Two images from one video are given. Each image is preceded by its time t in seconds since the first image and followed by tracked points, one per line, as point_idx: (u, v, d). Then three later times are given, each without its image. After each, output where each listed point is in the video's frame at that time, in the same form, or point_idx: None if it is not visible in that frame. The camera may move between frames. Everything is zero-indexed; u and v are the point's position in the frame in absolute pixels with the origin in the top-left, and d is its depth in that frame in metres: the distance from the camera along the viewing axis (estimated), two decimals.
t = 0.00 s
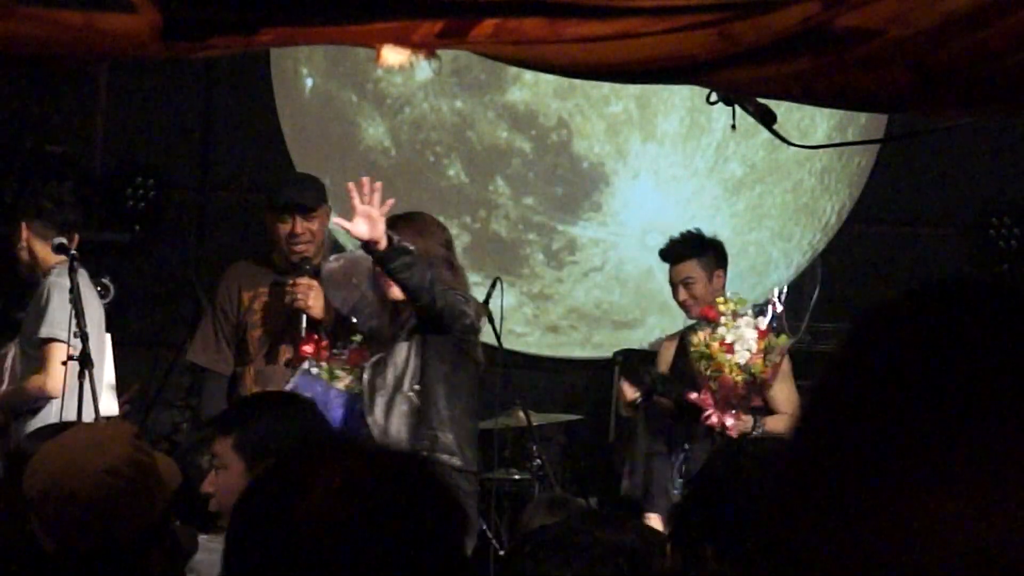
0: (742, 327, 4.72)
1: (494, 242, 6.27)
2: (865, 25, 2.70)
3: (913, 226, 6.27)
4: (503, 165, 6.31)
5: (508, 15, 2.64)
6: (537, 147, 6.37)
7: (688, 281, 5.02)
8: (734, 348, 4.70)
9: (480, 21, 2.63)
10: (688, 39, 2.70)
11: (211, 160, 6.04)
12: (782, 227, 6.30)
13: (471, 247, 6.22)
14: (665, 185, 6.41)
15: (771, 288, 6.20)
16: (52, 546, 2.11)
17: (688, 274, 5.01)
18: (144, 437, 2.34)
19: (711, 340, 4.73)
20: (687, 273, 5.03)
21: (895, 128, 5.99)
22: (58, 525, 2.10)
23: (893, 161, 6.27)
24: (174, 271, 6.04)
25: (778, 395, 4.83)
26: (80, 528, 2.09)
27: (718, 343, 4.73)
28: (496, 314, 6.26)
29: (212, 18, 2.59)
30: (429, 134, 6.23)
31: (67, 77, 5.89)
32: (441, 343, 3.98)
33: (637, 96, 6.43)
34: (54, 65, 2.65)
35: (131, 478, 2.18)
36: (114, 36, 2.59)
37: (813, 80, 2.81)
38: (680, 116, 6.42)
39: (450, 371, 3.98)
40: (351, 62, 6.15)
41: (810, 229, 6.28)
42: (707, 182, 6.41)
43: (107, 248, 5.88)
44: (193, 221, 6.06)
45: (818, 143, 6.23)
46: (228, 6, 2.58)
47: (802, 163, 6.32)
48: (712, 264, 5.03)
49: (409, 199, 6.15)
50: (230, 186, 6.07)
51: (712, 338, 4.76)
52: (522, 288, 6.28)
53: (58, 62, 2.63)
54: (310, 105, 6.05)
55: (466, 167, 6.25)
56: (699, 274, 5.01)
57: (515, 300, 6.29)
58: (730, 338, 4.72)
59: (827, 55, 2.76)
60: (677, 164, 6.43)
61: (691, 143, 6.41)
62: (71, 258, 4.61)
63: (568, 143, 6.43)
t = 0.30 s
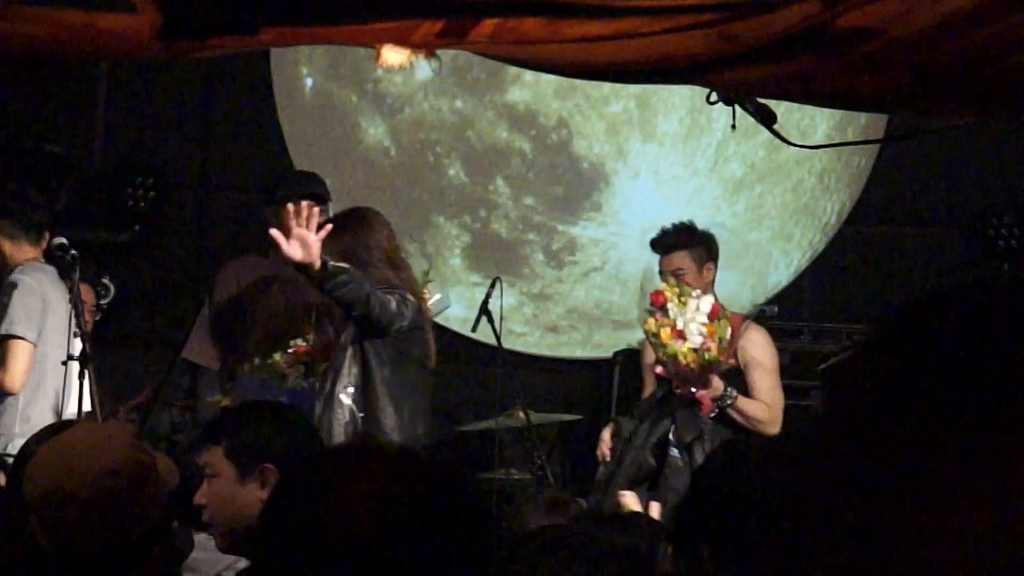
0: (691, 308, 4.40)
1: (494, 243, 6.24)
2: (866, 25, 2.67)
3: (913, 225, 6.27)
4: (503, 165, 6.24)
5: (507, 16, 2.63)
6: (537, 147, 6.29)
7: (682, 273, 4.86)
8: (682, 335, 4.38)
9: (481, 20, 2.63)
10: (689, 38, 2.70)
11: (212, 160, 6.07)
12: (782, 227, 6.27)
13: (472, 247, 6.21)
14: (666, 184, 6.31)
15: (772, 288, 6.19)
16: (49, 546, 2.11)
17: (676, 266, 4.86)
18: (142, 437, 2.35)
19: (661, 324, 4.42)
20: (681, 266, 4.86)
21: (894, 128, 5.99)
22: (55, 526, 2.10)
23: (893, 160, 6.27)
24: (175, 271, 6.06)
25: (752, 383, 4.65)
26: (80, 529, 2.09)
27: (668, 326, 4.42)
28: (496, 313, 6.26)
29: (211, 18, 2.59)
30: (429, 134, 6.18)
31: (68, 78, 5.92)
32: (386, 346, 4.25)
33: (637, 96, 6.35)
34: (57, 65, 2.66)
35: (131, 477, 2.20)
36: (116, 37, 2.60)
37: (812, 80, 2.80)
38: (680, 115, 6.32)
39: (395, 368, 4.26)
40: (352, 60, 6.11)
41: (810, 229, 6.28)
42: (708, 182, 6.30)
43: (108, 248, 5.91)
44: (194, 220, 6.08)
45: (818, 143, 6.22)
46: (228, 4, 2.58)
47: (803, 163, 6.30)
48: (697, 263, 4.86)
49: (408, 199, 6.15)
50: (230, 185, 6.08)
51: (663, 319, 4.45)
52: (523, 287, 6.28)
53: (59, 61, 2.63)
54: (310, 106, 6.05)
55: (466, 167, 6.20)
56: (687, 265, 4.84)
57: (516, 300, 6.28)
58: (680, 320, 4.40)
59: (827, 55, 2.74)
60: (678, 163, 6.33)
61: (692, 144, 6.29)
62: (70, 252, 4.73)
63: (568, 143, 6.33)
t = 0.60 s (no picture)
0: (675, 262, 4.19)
1: (494, 243, 6.23)
2: (865, 26, 2.69)
3: (912, 226, 6.27)
4: (502, 166, 6.24)
5: (509, 16, 2.63)
6: (537, 148, 6.30)
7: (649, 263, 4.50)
8: (664, 289, 4.16)
9: (482, 20, 2.63)
10: (690, 38, 2.70)
11: (213, 160, 6.07)
12: (782, 227, 6.27)
13: (471, 247, 6.21)
14: (666, 185, 6.32)
15: (771, 288, 6.19)
16: (52, 544, 2.12)
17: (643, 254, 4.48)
18: (145, 435, 2.35)
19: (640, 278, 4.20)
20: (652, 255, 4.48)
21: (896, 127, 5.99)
22: (59, 522, 2.10)
23: (894, 160, 6.27)
24: (175, 270, 6.06)
25: (709, 376, 4.34)
26: (84, 525, 2.10)
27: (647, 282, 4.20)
28: (496, 314, 6.22)
29: (212, 17, 2.59)
30: (429, 134, 6.20)
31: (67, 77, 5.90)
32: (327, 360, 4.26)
33: (638, 96, 6.35)
34: (56, 64, 2.65)
35: (133, 477, 2.19)
36: (116, 36, 2.59)
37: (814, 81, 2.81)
38: (681, 115, 6.35)
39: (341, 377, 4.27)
40: (352, 62, 6.19)
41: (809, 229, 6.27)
42: (708, 182, 6.30)
43: (107, 248, 5.90)
44: (195, 220, 6.08)
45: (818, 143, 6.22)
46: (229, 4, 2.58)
47: (802, 163, 6.30)
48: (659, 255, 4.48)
49: (408, 199, 6.14)
50: (231, 185, 6.08)
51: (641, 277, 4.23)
52: (523, 288, 6.25)
53: (59, 60, 2.63)
54: (309, 104, 6.09)
55: (466, 168, 6.20)
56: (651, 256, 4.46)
57: (516, 300, 6.25)
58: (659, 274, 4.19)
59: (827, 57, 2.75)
60: (678, 164, 6.32)
61: (692, 143, 6.31)
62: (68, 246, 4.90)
63: (568, 143, 6.35)
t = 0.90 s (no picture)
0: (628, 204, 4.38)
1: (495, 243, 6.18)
2: (865, 26, 2.69)
3: (912, 226, 6.28)
4: (502, 166, 6.23)
5: (509, 15, 2.63)
6: (537, 147, 6.26)
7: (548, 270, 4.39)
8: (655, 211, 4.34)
9: (482, 21, 2.63)
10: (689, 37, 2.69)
11: (213, 161, 6.08)
12: (782, 227, 6.25)
13: (471, 247, 6.16)
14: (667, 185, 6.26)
15: (771, 288, 6.19)
16: (53, 543, 2.14)
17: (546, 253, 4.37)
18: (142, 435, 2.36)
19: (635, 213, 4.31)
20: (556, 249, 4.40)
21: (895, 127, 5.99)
22: (58, 521, 2.14)
23: (893, 161, 6.28)
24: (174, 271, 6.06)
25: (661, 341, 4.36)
26: (86, 522, 2.13)
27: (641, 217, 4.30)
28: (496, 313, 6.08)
29: (212, 18, 2.59)
30: (430, 134, 6.20)
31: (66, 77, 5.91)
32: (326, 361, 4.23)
33: (638, 96, 6.31)
34: (56, 64, 2.66)
35: (132, 476, 2.19)
36: (115, 36, 2.60)
37: (814, 81, 2.81)
38: (680, 115, 6.28)
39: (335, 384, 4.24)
40: (352, 61, 6.13)
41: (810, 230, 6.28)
42: (708, 182, 6.28)
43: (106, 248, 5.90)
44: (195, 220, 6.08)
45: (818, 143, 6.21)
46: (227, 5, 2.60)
47: (802, 163, 6.25)
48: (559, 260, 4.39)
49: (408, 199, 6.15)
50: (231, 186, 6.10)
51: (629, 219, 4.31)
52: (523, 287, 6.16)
53: (58, 61, 2.63)
54: (308, 104, 6.07)
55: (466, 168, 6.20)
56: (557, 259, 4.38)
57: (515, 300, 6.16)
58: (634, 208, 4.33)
59: (827, 57, 2.75)
60: (678, 164, 6.27)
61: (692, 143, 6.27)
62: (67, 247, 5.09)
63: (567, 143, 6.29)
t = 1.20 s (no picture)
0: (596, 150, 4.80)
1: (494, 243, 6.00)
2: (865, 26, 2.69)
3: (913, 225, 6.29)
4: (502, 166, 6.23)
5: (509, 15, 2.63)
6: (537, 147, 6.23)
7: (529, 278, 4.55)
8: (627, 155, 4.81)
9: (482, 21, 2.63)
10: (693, 37, 2.69)
11: (214, 161, 6.09)
12: (782, 227, 6.24)
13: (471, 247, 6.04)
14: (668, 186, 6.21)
15: (771, 288, 6.19)
16: (50, 544, 2.17)
17: (526, 254, 4.54)
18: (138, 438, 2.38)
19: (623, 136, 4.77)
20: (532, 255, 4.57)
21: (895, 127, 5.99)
22: (55, 522, 2.17)
23: (893, 161, 6.27)
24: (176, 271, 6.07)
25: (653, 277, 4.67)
26: (83, 522, 2.16)
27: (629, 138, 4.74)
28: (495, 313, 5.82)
29: (211, 18, 2.59)
30: (430, 134, 6.22)
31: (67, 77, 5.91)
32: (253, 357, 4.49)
33: (637, 96, 6.20)
34: (55, 63, 2.66)
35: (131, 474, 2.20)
36: (114, 35, 2.60)
37: (814, 81, 2.81)
38: (681, 116, 6.22)
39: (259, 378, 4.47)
40: (352, 62, 6.18)
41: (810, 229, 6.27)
42: (708, 182, 6.26)
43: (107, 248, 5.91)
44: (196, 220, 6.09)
45: (818, 143, 6.20)
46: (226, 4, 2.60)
47: (802, 163, 6.23)
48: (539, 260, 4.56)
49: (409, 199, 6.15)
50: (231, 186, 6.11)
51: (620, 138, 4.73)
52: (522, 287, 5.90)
53: (57, 60, 2.63)
54: (308, 105, 6.14)
55: (466, 168, 6.23)
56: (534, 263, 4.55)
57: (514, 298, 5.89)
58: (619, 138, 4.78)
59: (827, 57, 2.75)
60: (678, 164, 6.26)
61: (692, 144, 6.23)
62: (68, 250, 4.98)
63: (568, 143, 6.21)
